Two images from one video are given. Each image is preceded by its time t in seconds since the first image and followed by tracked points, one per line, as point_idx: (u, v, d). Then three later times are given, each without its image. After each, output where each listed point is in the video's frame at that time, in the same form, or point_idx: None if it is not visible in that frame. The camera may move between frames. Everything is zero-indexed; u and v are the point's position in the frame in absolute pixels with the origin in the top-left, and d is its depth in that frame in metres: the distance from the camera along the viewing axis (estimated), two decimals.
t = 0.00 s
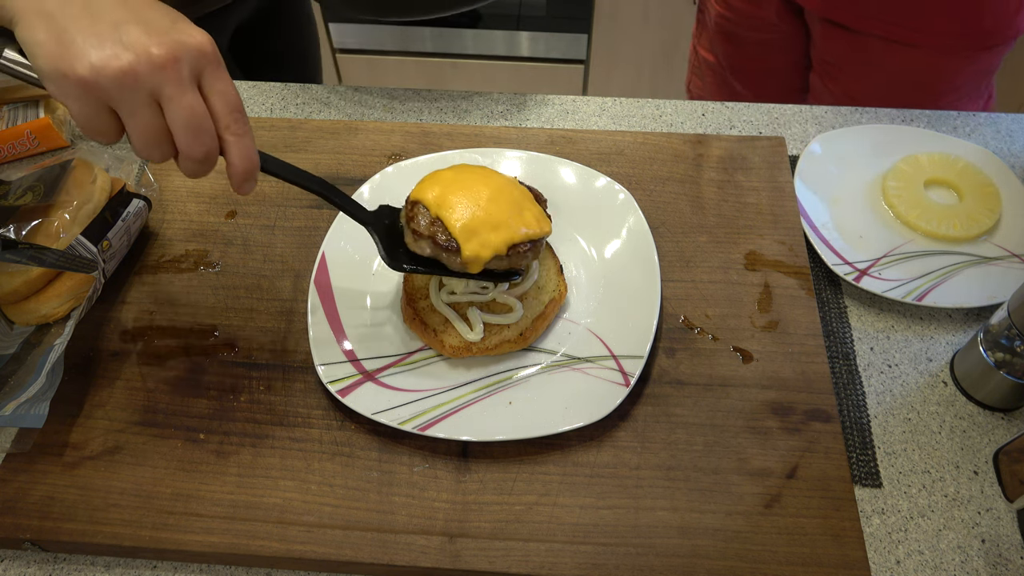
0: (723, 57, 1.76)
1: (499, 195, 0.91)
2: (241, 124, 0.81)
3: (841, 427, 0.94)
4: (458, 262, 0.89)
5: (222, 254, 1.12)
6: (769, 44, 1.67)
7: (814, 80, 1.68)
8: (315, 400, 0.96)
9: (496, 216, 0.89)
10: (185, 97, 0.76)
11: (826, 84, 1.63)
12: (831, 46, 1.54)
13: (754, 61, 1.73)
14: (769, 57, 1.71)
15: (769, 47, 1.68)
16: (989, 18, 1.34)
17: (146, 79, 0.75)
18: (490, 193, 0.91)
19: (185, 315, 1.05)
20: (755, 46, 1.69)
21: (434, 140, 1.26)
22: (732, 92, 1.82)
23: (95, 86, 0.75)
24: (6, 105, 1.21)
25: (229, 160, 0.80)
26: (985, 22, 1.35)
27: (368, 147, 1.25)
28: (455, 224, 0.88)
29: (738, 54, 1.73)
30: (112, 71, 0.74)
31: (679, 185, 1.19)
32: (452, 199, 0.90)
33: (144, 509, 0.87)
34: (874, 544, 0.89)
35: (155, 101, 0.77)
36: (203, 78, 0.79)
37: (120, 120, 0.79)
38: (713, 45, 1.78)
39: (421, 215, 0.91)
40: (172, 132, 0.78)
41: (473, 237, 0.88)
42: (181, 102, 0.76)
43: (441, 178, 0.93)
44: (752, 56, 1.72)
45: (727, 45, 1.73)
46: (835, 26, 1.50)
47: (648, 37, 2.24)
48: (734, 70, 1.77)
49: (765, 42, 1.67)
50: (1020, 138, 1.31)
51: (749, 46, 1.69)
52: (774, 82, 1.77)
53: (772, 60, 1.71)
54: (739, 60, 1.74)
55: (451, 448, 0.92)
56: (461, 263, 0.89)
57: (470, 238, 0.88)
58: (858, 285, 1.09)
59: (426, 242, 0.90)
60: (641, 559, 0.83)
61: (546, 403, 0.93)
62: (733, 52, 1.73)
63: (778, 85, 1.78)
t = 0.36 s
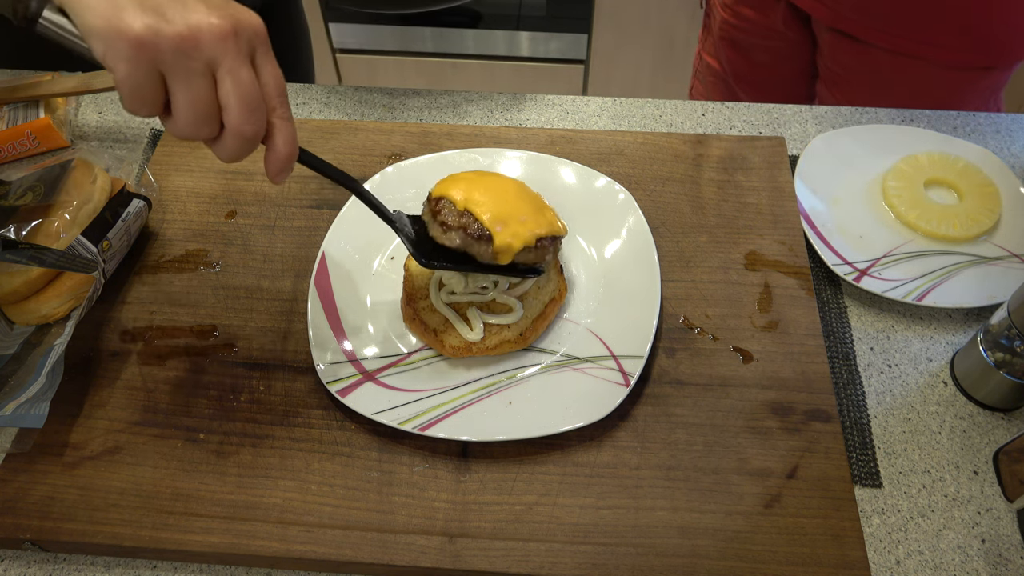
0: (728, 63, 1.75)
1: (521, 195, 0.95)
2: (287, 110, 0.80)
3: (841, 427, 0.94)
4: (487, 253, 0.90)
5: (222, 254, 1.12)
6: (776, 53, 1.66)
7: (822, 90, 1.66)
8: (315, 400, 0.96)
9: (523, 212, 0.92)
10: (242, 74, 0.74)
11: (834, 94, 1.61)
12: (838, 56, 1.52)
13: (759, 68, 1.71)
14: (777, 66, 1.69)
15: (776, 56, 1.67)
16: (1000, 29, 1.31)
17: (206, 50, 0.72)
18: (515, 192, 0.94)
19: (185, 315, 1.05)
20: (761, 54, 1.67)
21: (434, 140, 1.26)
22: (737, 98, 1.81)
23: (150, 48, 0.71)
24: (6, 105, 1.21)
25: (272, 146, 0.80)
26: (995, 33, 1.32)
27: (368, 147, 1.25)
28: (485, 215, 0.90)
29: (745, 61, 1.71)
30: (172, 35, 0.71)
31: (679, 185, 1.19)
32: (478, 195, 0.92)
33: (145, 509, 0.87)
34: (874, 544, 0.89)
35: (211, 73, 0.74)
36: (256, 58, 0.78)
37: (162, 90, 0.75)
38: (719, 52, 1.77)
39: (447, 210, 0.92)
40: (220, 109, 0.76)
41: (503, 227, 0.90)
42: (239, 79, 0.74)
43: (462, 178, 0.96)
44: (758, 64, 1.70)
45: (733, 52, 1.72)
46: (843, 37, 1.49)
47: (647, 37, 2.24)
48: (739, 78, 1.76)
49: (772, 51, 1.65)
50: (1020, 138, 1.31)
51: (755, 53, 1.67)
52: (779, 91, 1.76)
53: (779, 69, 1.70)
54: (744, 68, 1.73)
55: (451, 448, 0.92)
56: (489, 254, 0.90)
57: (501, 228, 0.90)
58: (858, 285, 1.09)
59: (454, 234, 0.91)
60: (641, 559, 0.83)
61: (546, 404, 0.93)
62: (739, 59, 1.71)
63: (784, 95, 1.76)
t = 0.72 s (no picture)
0: (732, 62, 1.74)
1: (519, 201, 0.96)
2: (277, 118, 0.80)
3: (841, 427, 0.94)
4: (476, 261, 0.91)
5: (222, 253, 1.12)
6: (779, 52, 1.66)
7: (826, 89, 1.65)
8: (315, 400, 0.96)
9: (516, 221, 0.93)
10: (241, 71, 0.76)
11: (838, 95, 1.61)
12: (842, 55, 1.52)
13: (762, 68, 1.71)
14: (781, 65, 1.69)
15: (780, 55, 1.66)
16: (1002, 26, 1.31)
17: (204, 41, 0.74)
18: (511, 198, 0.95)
19: (185, 315, 1.05)
20: (765, 53, 1.67)
21: (434, 140, 1.26)
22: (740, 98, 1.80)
23: (144, 27, 0.72)
24: (6, 105, 1.21)
25: (257, 151, 0.79)
26: (998, 30, 1.31)
27: (368, 147, 1.25)
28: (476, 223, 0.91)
29: (749, 61, 1.70)
30: (171, 20, 0.73)
31: (679, 185, 1.19)
32: (472, 204, 0.94)
33: (145, 510, 0.87)
34: (874, 544, 0.89)
35: (205, 66, 0.75)
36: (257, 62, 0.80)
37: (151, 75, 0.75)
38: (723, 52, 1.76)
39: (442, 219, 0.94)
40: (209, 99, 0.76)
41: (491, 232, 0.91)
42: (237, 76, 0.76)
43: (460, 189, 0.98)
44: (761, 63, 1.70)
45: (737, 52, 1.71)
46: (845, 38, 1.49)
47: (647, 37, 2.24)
48: (744, 78, 1.75)
49: (775, 50, 1.65)
50: (1020, 138, 1.31)
51: (758, 52, 1.67)
52: (784, 90, 1.75)
53: (782, 67, 1.70)
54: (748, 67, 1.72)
55: (451, 449, 0.92)
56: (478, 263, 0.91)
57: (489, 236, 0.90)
58: (858, 285, 1.09)
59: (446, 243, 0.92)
60: (641, 559, 0.83)
61: (546, 404, 0.93)
62: (742, 58, 1.71)
63: (786, 94, 1.76)
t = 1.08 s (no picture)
0: (736, 60, 1.74)
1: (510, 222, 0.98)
2: None
3: (841, 427, 0.94)
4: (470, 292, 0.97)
5: (222, 253, 1.12)
6: (783, 49, 1.65)
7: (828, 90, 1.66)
8: (315, 400, 0.96)
9: (507, 249, 0.97)
10: None
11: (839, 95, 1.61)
12: (846, 54, 1.53)
13: (765, 65, 1.70)
14: (784, 62, 1.69)
15: (783, 52, 1.66)
16: (1006, 29, 1.30)
17: None
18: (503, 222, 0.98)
19: (185, 315, 1.05)
20: (768, 51, 1.66)
21: (434, 140, 1.26)
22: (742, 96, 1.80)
23: None
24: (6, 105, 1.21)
25: (205, 18, 0.92)
26: (1002, 33, 1.31)
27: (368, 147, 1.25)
28: (466, 262, 0.96)
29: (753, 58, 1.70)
30: None
31: (679, 185, 1.19)
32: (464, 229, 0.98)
33: (145, 509, 0.87)
34: (874, 544, 0.89)
35: None
36: None
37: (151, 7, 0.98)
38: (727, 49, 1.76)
39: (436, 247, 0.98)
40: None
41: (482, 270, 0.96)
42: None
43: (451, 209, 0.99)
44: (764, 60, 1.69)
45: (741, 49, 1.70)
46: (848, 41, 1.50)
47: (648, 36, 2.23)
48: (747, 75, 1.75)
49: (780, 47, 1.65)
50: (1020, 138, 1.31)
51: (762, 50, 1.66)
52: (788, 88, 1.75)
53: (785, 65, 1.69)
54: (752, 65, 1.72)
55: (451, 449, 0.92)
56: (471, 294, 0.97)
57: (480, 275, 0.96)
58: (858, 285, 1.09)
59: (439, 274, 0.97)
60: (641, 559, 0.83)
61: (546, 403, 0.93)
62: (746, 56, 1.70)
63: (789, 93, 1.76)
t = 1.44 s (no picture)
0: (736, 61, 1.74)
1: (510, 220, 0.98)
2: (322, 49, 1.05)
3: (841, 427, 0.94)
4: (470, 292, 0.97)
5: (222, 253, 1.12)
6: (785, 52, 1.65)
7: (830, 91, 1.65)
8: (315, 400, 0.96)
9: (508, 248, 0.96)
10: (325, 63, 1.05)
11: (842, 98, 1.61)
12: (846, 55, 1.53)
13: (766, 68, 1.70)
14: (785, 65, 1.69)
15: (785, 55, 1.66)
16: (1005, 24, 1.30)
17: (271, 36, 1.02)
18: (503, 221, 0.97)
19: (184, 315, 1.05)
20: (770, 53, 1.66)
21: (434, 140, 1.26)
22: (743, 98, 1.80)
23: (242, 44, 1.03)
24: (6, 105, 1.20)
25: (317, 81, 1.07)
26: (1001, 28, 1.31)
27: (368, 147, 1.25)
28: (466, 261, 0.95)
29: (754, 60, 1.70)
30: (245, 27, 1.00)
31: (679, 185, 1.19)
32: (463, 228, 0.97)
33: (145, 509, 0.87)
34: (874, 544, 0.89)
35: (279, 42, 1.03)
36: (295, 41, 1.03)
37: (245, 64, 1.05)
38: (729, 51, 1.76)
39: (437, 248, 0.98)
40: (308, 67, 1.05)
41: (482, 269, 0.95)
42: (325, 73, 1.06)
43: (452, 210, 1.00)
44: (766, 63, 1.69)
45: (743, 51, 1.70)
46: (848, 43, 1.50)
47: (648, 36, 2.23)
48: (748, 77, 1.75)
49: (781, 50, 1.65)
50: (1020, 138, 1.30)
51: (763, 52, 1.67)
52: (790, 91, 1.74)
53: (786, 68, 1.69)
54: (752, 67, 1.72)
55: (451, 449, 0.91)
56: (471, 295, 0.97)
57: (480, 274, 0.95)
58: (858, 285, 1.09)
59: (439, 275, 0.98)
60: (642, 559, 0.83)
61: (546, 403, 0.93)
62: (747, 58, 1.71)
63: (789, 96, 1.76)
